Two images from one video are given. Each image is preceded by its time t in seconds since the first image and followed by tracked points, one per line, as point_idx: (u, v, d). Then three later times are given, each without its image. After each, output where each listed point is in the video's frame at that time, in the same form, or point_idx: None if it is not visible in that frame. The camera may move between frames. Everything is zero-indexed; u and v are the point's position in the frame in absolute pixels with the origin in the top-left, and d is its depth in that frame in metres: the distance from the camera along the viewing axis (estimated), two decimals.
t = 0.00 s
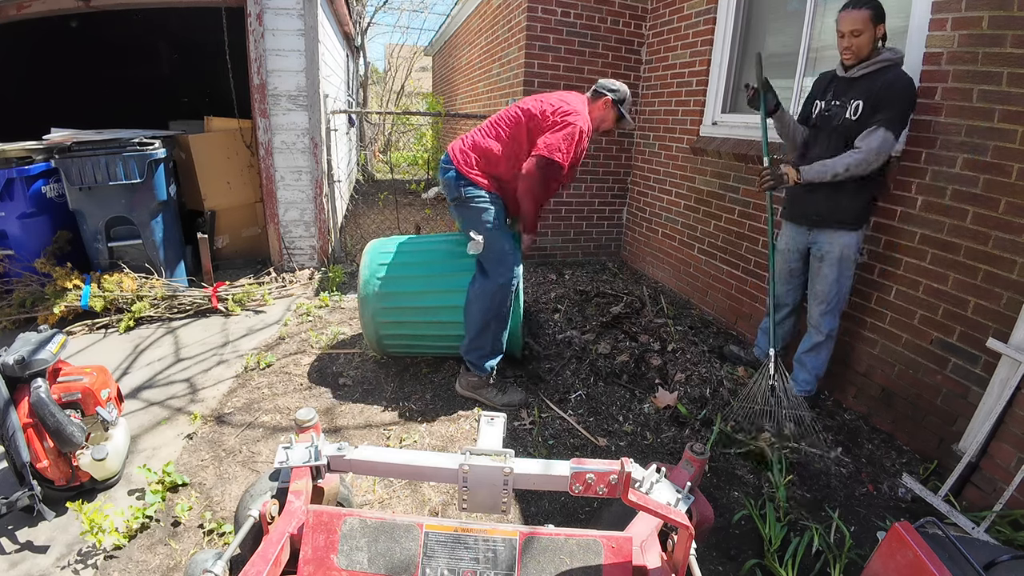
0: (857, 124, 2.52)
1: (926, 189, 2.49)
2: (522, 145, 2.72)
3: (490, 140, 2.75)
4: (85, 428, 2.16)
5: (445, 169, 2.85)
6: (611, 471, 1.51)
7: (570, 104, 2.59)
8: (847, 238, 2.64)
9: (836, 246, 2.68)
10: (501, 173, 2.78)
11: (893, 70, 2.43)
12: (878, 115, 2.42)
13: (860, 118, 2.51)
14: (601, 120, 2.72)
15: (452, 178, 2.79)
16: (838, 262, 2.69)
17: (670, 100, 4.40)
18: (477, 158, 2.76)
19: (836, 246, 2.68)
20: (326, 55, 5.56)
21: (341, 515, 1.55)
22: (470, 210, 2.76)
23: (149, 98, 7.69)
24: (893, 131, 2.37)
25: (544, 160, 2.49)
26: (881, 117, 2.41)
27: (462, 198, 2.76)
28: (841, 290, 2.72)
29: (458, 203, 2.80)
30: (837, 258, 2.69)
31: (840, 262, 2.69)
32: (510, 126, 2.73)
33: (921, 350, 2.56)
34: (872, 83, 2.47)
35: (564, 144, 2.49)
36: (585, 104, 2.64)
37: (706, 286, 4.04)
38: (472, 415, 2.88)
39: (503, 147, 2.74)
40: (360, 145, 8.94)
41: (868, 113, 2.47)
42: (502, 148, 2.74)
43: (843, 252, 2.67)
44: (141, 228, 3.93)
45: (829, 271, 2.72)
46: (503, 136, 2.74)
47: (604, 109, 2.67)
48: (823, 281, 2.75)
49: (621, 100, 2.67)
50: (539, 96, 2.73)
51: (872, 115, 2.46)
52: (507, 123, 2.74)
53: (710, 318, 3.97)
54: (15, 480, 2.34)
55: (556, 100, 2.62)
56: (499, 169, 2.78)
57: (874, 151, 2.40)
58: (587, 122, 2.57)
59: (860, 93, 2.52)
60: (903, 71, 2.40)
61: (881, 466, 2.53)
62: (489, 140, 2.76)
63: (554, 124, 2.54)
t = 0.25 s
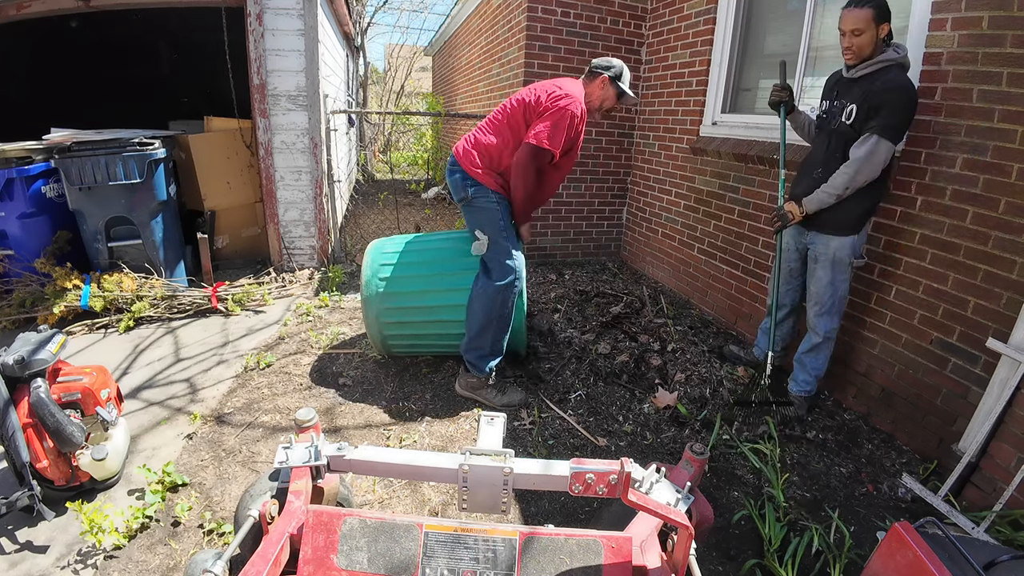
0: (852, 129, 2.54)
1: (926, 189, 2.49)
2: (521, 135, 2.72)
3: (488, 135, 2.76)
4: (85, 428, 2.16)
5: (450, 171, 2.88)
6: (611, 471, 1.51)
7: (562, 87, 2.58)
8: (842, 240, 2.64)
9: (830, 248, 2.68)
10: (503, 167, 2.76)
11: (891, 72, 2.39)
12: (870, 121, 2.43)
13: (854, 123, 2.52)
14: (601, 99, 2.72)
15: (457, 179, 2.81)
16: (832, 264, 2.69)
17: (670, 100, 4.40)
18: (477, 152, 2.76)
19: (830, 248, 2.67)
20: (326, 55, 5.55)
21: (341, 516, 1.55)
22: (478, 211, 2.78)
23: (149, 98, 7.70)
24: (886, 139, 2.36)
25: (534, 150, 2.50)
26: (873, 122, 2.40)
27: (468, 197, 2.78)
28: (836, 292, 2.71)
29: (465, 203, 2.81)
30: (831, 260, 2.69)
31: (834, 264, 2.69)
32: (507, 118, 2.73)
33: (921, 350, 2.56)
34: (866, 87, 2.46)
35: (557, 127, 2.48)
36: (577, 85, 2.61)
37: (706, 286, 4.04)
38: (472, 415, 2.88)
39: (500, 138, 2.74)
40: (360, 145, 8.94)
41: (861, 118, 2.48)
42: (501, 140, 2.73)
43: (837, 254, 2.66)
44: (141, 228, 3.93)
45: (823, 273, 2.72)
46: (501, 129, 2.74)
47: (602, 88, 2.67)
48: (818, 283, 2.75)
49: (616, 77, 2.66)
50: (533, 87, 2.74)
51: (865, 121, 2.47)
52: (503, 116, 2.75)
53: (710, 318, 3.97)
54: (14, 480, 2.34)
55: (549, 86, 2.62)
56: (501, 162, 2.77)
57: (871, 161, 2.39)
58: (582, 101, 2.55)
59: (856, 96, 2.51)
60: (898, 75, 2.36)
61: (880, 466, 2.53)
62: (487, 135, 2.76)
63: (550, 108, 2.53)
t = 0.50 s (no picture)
0: (851, 127, 2.54)
1: (926, 189, 2.49)
2: (519, 133, 2.71)
3: (486, 135, 2.75)
4: (85, 429, 2.16)
5: (451, 173, 2.88)
6: (611, 471, 1.51)
7: (558, 82, 2.58)
8: (837, 240, 2.64)
9: (824, 249, 2.69)
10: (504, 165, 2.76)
11: (891, 71, 2.39)
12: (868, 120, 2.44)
13: (852, 122, 2.53)
14: (598, 92, 2.71)
15: (459, 181, 2.81)
16: (826, 264, 2.70)
17: (670, 100, 4.40)
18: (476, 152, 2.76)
19: (825, 248, 2.69)
20: (326, 55, 5.55)
21: (341, 515, 1.55)
22: (479, 212, 2.78)
23: (149, 98, 7.70)
24: (887, 139, 2.36)
25: (537, 147, 2.50)
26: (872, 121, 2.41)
27: (470, 198, 2.78)
28: (831, 292, 2.71)
29: (468, 204, 2.81)
30: (825, 260, 2.70)
31: (828, 265, 2.69)
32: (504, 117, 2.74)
33: (921, 350, 2.56)
34: (866, 86, 2.46)
35: (556, 122, 2.48)
36: (572, 80, 2.61)
37: (706, 286, 4.04)
38: (472, 415, 2.88)
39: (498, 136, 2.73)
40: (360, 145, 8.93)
41: (860, 117, 2.49)
42: (500, 139, 2.73)
43: (831, 255, 2.67)
44: (141, 228, 3.93)
45: (817, 273, 2.73)
46: (499, 127, 2.74)
47: (599, 81, 2.66)
48: (813, 284, 2.76)
49: (614, 69, 2.64)
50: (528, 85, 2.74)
51: (863, 119, 2.48)
52: (500, 115, 2.76)
53: (710, 318, 3.97)
54: (14, 481, 2.34)
55: (543, 82, 2.62)
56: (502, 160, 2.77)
57: (871, 162, 2.39)
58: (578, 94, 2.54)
59: (855, 95, 2.52)
60: (897, 74, 2.36)
61: (880, 466, 2.53)
62: (485, 134, 2.76)
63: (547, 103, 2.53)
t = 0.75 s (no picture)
0: (850, 126, 2.53)
1: (926, 189, 2.49)
2: (526, 134, 2.72)
3: (492, 135, 2.75)
4: (85, 429, 2.16)
5: (456, 171, 2.88)
6: (611, 471, 1.51)
7: (566, 85, 2.57)
8: (836, 240, 2.64)
9: (823, 248, 2.69)
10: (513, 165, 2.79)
11: (891, 70, 2.39)
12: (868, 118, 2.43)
13: (852, 121, 2.53)
14: (605, 97, 2.72)
15: (464, 179, 2.82)
16: (825, 264, 2.70)
17: (670, 100, 4.39)
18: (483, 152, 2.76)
19: (824, 247, 2.69)
20: (326, 55, 5.55)
21: (341, 515, 1.55)
22: (482, 212, 2.79)
23: (149, 98, 7.71)
24: (888, 135, 2.35)
25: (559, 157, 2.55)
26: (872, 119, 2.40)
27: (473, 198, 2.79)
28: (830, 291, 2.72)
29: (470, 204, 2.82)
30: (824, 259, 2.70)
31: (827, 264, 2.70)
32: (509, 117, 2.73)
33: (921, 350, 2.56)
34: (866, 85, 2.46)
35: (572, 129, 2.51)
36: (579, 82, 2.61)
37: (706, 286, 4.04)
38: (472, 415, 2.88)
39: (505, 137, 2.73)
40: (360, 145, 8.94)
41: (860, 116, 2.48)
42: (507, 139, 2.73)
43: (830, 254, 2.67)
44: (141, 228, 3.93)
45: (816, 273, 2.74)
46: (505, 127, 2.74)
47: (607, 88, 2.67)
48: (812, 283, 2.76)
49: (621, 77, 2.67)
50: (533, 84, 2.72)
51: (863, 118, 2.47)
52: (506, 115, 2.74)
53: (710, 318, 3.97)
54: (14, 481, 2.34)
55: (552, 84, 2.61)
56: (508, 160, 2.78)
57: (871, 156, 2.38)
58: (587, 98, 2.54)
59: (855, 94, 2.51)
60: (897, 73, 2.36)
61: (880, 466, 2.53)
62: (491, 134, 2.76)
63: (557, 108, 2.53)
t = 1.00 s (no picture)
0: (846, 126, 2.54)
1: (926, 189, 2.49)
2: (551, 136, 2.78)
3: (518, 136, 2.80)
4: (85, 429, 2.16)
5: (479, 170, 2.88)
6: (611, 471, 1.51)
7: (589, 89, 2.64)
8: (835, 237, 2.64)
9: (821, 246, 2.69)
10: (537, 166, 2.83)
11: (886, 70, 2.40)
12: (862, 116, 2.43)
13: (847, 120, 2.52)
14: (621, 104, 2.74)
15: (490, 176, 2.82)
16: (824, 261, 2.70)
17: (670, 100, 4.39)
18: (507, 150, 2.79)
19: (822, 245, 2.69)
20: (326, 55, 5.55)
21: (341, 515, 1.55)
22: (512, 207, 2.80)
23: (149, 98, 7.72)
24: (881, 128, 2.34)
25: (586, 163, 2.61)
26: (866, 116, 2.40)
27: (502, 194, 2.80)
28: (828, 289, 2.71)
29: (497, 200, 2.83)
30: (822, 257, 2.70)
31: (826, 261, 2.70)
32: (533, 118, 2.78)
33: (921, 350, 2.56)
34: (861, 85, 2.47)
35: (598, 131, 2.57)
36: (601, 87, 2.67)
37: (706, 286, 4.04)
38: (472, 415, 2.88)
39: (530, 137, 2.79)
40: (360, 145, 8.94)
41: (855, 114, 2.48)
42: (531, 140, 2.78)
43: (828, 251, 2.67)
44: (141, 228, 3.93)
45: (815, 270, 2.73)
46: (529, 129, 2.79)
47: (624, 94, 2.69)
48: (810, 280, 2.76)
49: (642, 84, 2.68)
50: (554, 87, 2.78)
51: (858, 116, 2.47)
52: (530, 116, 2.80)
53: (710, 318, 3.97)
54: (14, 481, 2.34)
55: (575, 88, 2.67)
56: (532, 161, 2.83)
57: (863, 146, 2.36)
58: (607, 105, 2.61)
59: (851, 94, 2.52)
60: (892, 73, 2.37)
61: (880, 466, 2.53)
62: (515, 135, 2.80)
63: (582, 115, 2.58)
